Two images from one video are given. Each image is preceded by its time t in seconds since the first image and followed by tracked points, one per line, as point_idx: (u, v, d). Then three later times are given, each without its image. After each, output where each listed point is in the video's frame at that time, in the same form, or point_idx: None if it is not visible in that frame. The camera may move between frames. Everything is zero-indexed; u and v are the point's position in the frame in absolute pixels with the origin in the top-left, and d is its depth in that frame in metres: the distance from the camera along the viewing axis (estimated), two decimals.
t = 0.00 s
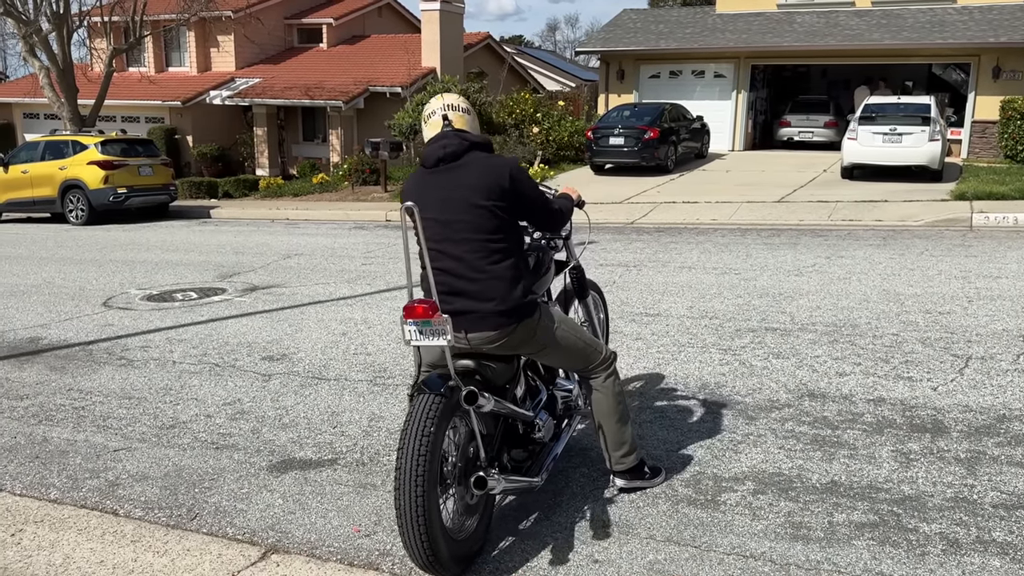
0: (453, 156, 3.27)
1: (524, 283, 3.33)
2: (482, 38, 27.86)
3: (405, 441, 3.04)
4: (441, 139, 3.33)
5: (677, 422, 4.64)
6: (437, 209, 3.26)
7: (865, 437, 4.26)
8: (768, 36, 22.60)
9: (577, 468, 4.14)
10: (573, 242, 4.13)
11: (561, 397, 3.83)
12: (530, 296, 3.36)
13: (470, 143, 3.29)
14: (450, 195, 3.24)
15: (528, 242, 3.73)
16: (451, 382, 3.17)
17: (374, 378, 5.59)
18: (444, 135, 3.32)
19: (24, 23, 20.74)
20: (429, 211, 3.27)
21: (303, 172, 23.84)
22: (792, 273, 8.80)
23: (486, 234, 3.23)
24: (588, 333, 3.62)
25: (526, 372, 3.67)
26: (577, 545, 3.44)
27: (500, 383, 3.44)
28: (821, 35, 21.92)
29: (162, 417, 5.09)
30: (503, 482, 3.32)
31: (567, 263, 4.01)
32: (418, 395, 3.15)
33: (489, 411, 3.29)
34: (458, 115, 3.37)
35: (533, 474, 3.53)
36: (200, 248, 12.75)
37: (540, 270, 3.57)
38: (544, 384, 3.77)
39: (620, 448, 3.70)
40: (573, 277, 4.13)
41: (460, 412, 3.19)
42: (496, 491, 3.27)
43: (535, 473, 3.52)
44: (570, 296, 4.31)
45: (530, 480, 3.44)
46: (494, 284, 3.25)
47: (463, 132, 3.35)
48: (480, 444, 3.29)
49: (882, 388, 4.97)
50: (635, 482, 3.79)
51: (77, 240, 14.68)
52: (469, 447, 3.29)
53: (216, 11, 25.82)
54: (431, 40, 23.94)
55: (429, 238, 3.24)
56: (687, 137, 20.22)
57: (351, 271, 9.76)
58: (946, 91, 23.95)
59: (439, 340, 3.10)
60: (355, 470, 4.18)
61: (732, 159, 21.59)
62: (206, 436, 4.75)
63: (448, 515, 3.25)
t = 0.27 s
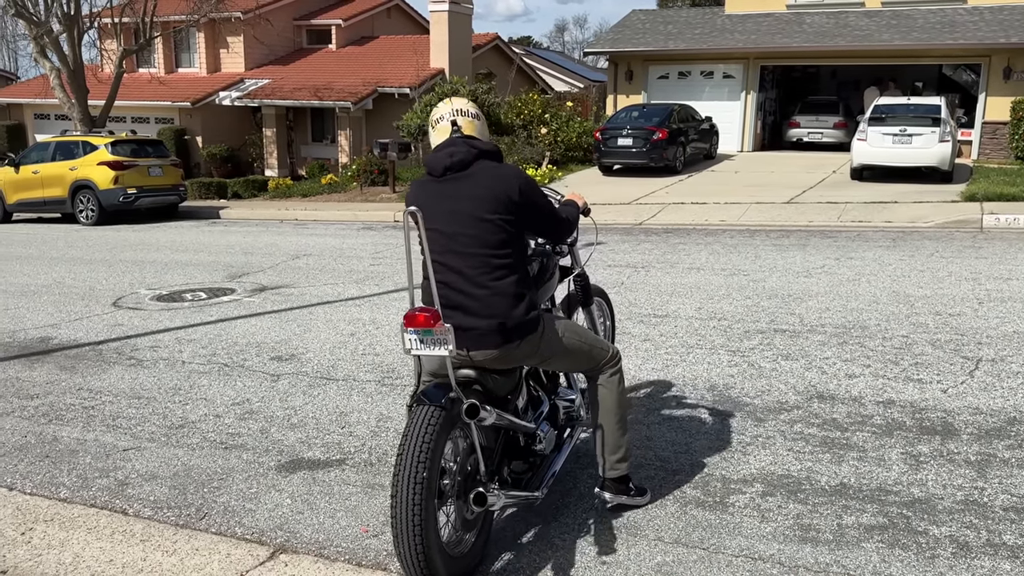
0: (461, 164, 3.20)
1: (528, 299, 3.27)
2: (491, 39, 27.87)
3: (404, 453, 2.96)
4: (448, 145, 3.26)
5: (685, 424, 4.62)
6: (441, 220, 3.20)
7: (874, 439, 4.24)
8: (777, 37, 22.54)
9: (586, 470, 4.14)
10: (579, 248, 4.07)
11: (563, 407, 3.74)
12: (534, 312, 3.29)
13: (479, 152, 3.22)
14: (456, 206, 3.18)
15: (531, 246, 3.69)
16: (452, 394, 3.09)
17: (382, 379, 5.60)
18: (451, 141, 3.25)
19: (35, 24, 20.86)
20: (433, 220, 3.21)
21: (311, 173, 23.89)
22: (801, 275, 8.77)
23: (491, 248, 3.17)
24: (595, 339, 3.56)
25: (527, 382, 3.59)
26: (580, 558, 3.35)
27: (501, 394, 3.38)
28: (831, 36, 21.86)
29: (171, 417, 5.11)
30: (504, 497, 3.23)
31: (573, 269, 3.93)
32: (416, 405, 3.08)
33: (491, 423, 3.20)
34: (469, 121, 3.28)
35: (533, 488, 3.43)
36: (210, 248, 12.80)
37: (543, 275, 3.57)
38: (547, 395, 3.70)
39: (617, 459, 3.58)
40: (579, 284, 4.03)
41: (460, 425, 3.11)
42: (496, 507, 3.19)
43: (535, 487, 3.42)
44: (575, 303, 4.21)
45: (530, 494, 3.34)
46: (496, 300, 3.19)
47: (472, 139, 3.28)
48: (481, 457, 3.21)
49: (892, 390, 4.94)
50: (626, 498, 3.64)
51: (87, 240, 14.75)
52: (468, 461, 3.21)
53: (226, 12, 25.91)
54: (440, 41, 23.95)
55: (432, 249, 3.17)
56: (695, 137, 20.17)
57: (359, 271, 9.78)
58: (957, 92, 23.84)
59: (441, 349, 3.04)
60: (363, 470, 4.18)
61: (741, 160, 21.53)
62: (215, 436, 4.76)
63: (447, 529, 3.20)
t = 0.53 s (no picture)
0: (495, 177, 2.98)
1: (540, 327, 3.07)
2: (504, 40, 27.88)
3: (405, 468, 2.84)
4: (486, 155, 3.04)
5: (697, 426, 4.61)
6: (461, 231, 2.99)
7: (888, 443, 4.21)
8: (791, 37, 22.45)
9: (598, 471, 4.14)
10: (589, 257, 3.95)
11: (568, 423, 3.60)
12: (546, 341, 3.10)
13: (518, 168, 3.00)
14: (480, 220, 2.97)
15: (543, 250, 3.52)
16: (457, 410, 2.94)
17: (394, 379, 5.61)
18: (490, 152, 3.03)
19: (51, 25, 21.04)
20: (453, 230, 3.00)
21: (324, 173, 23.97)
22: (815, 277, 8.73)
23: (509, 272, 2.96)
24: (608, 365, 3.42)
25: (534, 397, 3.43)
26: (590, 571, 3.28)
27: (507, 410, 3.23)
28: (845, 37, 21.75)
29: (184, 415, 5.14)
30: (505, 518, 3.11)
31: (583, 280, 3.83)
32: (420, 419, 2.95)
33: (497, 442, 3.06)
34: (513, 131, 3.14)
35: (534, 509, 3.30)
36: (223, 248, 12.87)
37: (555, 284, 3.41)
38: (553, 409, 3.54)
39: (623, 479, 3.52)
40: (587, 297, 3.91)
41: (465, 442, 2.98)
42: (498, 528, 3.06)
43: (535, 508, 3.28)
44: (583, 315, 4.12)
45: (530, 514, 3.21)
46: (508, 326, 2.99)
47: (511, 151, 3.07)
48: (484, 476, 3.07)
49: (906, 393, 4.91)
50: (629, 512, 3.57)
51: (102, 239, 14.85)
52: (471, 479, 3.08)
53: (240, 13, 26.04)
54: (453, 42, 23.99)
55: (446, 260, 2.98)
56: (708, 138, 20.11)
57: (371, 272, 9.80)
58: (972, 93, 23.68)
59: (449, 363, 2.89)
60: (374, 470, 4.19)
61: (754, 161, 21.44)
62: (227, 435, 4.78)
63: (443, 548, 3.07)
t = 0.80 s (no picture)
0: (485, 181, 2.89)
1: (541, 337, 2.95)
2: (522, 41, 27.89)
3: (401, 486, 2.71)
4: (477, 160, 2.95)
5: (714, 429, 4.59)
6: (455, 240, 2.90)
7: (906, 447, 4.17)
8: (810, 38, 22.31)
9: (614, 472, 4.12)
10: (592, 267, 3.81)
11: (571, 438, 3.50)
12: (547, 350, 2.98)
13: (509, 170, 2.90)
14: (472, 227, 2.87)
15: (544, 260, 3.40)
16: (457, 427, 2.82)
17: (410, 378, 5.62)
18: (480, 156, 2.94)
19: (74, 25, 21.27)
20: (445, 240, 2.91)
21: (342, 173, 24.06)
22: (833, 279, 8.67)
23: (505, 279, 2.86)
24: (610, 379, 3.33)
25: (535, 412, 3.30)
26: None
27: (508, 426, 3.10)
28: (865, 38, 21.61)
29: (202, 413, 5.17)
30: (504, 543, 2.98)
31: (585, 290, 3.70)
32: (418, 435, 2.82)
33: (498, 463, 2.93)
34: (505, 136, 3.02)
35: (534, 532, 3.17)
36: (242, 247, 12.95)
37: (558, 292, 3.29)
38: (555, 426, 3.42)
39: (640, 488, 3.48)
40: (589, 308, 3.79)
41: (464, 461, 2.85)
42: (497, 555, 2.93)
43: (536, 530, 3.17)
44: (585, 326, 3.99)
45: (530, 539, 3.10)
46: (506, 336, 2.87)
47: (501, 155, 2.96)
48: (483, 497, 2.94)
49: (924, 396, 4.86)
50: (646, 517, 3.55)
51: (122, 238, 14.99)
52: (469, 501, 2.95)
53: (259, 14, 26.20)
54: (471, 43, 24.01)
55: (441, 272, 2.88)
56: (726, 139, 20.03)
57: (388, 272, 9.83)
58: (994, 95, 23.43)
59: (448, 378, 2.77)
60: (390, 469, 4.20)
61: (772, 162, 21.31)
62: (245, 433, 4.81)
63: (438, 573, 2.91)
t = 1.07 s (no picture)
0: (485, 187, 2.76)
1: (541, 352, 2.82)
2: (544, 41, 27.90)
3: (395, 511, 2.57)
4: (477, 164, 2.83)
5: (735, 431, 4.56)
6: (453, 248, 2.77)
7: (930, 452, 4.13)
8: (835, 39, 22.13)
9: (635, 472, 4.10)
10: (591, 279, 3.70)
11: (570, 455, 3.34)
12: (547, 365, 2.85)
13: (510, 176, 2.78)
14: (472, 235, 2.75)
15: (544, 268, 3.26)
16: (454, 450, 2.68)
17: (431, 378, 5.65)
18: (481, 160, 2.82)
19: (101, 26, 21.54)
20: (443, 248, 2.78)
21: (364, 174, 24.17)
22: (857, 282, 8.60)
23: (505, 290, 2.72)
24: (615, 389, 3.16)
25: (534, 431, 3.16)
26: None
27: (507, 446, 2.95)
28: (891, 39, 21.41)
29: (225, 410, 5.22)
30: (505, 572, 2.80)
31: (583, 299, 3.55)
32: (412, 459, 2.68)
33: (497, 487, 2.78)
34: (506, 140, 2.93)
35: (535, 556, 3.00)
36: (265, 246, 13.05)
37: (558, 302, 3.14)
38: (554, 443, 3.28)
39: (645, 514, 3.27)
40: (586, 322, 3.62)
41: (463, 485, 2.70)
42: None
43: (537, 555, 3.00)
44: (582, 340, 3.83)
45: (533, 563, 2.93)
46: (505, 350, 2.74)
47: (503, 160, 2.85)
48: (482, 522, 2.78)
49: (949, 401, 4.81)
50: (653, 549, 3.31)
51: (147, 237, 15.16)
52: (468, 527, 2.79)
53: (283, 15, 26.40)
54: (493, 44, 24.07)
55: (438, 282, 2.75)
56: (749, 141, 19.91)
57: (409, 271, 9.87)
58: None
59: (445, 398, 2.64)
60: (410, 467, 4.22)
61: (796, 164, 21.16)
62: (267, 430, 4.85)
63: None
